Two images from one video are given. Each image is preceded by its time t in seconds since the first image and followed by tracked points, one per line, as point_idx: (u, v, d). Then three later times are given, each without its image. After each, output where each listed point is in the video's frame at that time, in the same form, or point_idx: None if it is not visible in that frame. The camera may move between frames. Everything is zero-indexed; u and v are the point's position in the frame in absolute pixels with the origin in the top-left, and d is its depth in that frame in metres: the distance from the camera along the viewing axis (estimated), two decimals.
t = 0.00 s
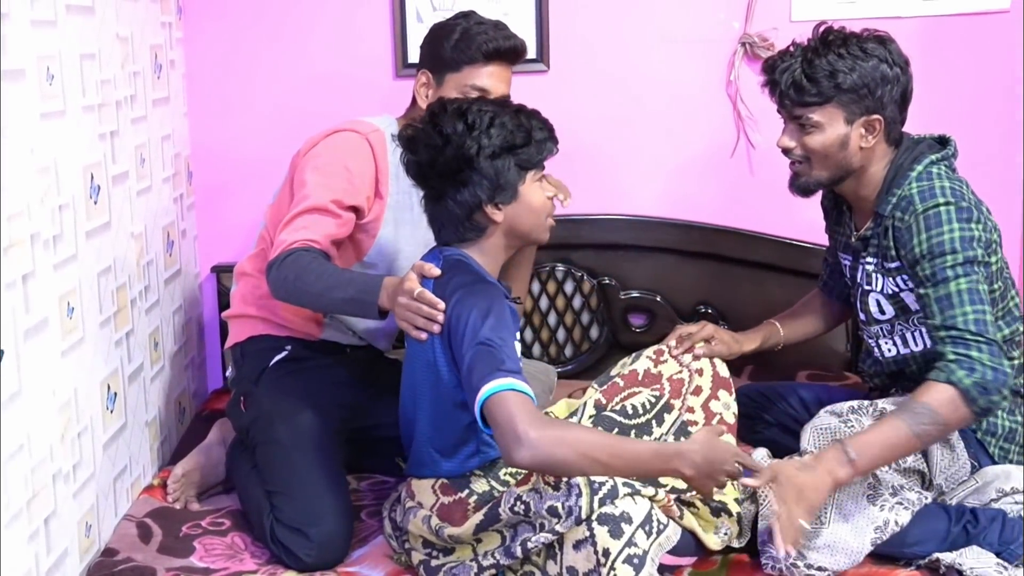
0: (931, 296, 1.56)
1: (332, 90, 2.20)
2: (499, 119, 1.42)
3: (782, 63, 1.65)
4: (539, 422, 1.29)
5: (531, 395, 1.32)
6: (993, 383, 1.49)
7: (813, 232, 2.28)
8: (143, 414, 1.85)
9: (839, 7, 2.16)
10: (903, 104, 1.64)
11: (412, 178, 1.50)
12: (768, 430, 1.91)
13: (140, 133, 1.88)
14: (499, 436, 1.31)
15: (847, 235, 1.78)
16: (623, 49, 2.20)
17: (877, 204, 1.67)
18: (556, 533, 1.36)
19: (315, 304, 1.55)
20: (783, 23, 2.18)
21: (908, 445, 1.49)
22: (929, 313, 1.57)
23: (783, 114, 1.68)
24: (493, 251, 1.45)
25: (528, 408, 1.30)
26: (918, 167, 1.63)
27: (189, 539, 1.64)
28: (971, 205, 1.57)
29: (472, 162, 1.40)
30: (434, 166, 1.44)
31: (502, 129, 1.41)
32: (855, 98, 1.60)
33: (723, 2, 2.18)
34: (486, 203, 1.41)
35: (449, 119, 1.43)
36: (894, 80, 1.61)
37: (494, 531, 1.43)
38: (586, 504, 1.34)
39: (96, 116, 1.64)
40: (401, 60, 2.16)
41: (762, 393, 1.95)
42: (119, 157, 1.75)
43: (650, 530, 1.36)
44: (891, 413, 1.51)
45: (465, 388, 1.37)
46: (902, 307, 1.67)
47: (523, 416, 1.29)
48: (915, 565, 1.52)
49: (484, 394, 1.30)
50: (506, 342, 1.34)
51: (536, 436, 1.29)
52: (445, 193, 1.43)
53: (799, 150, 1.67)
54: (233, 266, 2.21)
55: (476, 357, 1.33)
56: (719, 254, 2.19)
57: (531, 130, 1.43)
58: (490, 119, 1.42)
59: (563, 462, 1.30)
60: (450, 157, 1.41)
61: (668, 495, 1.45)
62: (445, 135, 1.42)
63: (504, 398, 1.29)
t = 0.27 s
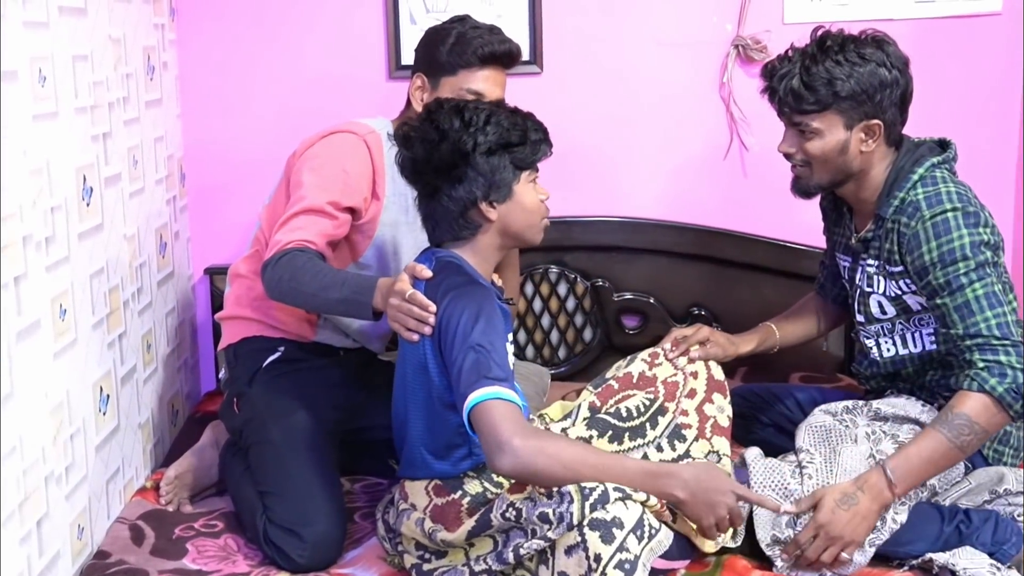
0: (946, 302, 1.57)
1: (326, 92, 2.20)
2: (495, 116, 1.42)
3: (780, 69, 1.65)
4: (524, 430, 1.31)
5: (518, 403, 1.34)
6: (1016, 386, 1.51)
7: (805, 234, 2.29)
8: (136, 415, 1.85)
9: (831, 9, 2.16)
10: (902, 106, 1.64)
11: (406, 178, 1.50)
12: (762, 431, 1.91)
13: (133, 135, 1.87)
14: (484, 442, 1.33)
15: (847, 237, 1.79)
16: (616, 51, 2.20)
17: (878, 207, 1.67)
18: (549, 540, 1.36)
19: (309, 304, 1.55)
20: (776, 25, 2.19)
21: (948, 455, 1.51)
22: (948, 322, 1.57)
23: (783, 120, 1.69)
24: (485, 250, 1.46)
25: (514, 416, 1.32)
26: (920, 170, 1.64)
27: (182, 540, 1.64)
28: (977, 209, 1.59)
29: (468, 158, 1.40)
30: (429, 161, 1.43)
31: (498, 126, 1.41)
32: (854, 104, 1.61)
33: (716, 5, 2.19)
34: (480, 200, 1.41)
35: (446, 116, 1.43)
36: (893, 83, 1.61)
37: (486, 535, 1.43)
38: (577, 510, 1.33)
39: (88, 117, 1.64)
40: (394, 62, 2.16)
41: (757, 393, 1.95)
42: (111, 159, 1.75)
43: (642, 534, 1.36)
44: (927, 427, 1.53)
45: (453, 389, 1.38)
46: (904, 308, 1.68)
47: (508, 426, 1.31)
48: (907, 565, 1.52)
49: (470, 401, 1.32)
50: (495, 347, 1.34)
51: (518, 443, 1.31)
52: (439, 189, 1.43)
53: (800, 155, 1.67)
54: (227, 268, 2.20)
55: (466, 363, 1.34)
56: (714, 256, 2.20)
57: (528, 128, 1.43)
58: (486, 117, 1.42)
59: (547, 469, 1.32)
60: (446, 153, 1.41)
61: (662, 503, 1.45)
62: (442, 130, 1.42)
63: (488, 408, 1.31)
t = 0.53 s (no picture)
0: (949, 301, 1.57)
1: (323, 91, 2.19)
2: (492, 111, 1.42)
3: (777, 65, 1.65)
4: (525, 428, 1.33)
5: (518, 400, 1.35)
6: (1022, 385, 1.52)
7: (803, 230, 2.29)
8: (134, 414, 1.85)
9: (828, 5, 2.16)
10: (902, 98, 1.64)
11: (404, 175, 1.49)
12: (760, 427, 1.91)
13: (130, 134, 1.87)
14: (484, 441, 1.34)
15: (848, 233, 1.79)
16: (613, 48, 2.20)
17: (881, 202, 1.67)
18: (547, 539, 1.36)
19: (305, 302, 1.55)
20: (773, 21, 2.19)
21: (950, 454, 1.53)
22: (951, 321, 1.58)
23: (782, 116, 1.68)
24: (480, 248, 1.45)
25: (515, 415, 1.33)
26: (923, 166, 1.64)
27: (180, 540, 1.63)
28: (981, 208, 1.58)
29: (465, 152, 1.40)
30: (425, 155, 1.43)
31: (494, 121, 1.41)
32: (852, 95, 1.61)
33: (713, 2, 2.18)
34: (476, 194, 1.41)
35: (444, 110, 1.43)
36: (891, 73, 1.61)
37: (484, 535, 1.43)
38: (575, 509, 1.32)
39: (85, 117, 1.64)
40: (391, 60, 2.16)
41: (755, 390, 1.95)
42: (108, 158, 1.74)
43: (640, 533, 1.35)
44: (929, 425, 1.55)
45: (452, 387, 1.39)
46: (906, 305, 1.68)
47: (510, 424, 1.32)
48: (906, 561, 1.52)
49: (471, 399, 1.33)
50: (495, 345, 1.35)
51: (519, 442, 1.33)
52: (435, 182, 1.43)
53: (802, 149, 1.67)
54: (224, 267, 2.20)
55: (466, 361, 1.34)
56: (712, 253, 2.20)
57: (524, 124, 1.43)
58: (483, 112, 1.43)
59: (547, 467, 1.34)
60: (441, 148, 1.41)
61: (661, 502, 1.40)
62: (439, 124, 1.42)
63: (489, 406, 1.32)
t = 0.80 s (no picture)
0: (949, 303, 1.57)
1: (321, 90, 2.19)
2: (489, 111, 1.43)
3: (774, 64, 1.66)
4: (525, 428, 1.34)
5: (518, 400, 1.35)
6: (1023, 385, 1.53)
7: (800, 230, 2.29)
8: (132, 414, 1.85)
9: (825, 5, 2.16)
10: (899, 95, 1.64)
11: (399, 174, 1.49)
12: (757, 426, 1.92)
13: (127, 133, 1.87)
14: (484, 441, 1.34)
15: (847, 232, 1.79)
16: (611, 47, 2.20)
17: (878, 201, 1.67)
18: (544, 538, 1.36)
19: (301, 302, 1.55)
20: (771, 21, 2.19)
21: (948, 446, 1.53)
22: (951, 322, 1.58)
23: (780, 114, 1.69)
24: (475, 248, 1.45)
25: (515, 415, 1.33)
26: (922, 167, 1.64)
27: (178, 539, 1.64)
28: (982, 209, 1.59)
29: (460, 151, 1.41)
30: (422, 154, 1.43)
31: (490, 121, 1.41)
32: (849, 92, 1.61)
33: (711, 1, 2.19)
34: (470, 194, 1.41)
35: (440, 110, 1.43)
36: (888, 70, 1.61)
37: (481, 535, 1.43)
38: (571, 508, 1.32)
39: (82, 116, 1.64)
40: (389, 60, 2.16)
41: (751, 389, 1.95)
42: (106, 157, 1.74)
43: (636, 533, 1.34)
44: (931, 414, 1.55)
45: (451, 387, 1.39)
46: (903, 305, 1.68)
47: (511, 423, 1.33)
48: (904, 559, 1.52)
49: (473, 399, 1.33)
50: (493, 345, 1.35)
51: (521, 442, 1.33)
52: (429, 181, 1.43)
53: (800, 147, 1.67)
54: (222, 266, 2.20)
55: (466, 361, 1.34)
56: (710, 253, 2.20)
57: (520, 124, 1.43)
58: (479, 111, 1.43)
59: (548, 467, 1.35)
60: (438, 148, 1.41)
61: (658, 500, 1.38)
62: (436, 124, 1.42)
63: (491, 406, 1.32)
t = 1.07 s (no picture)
0: (959, 301, 1.56)
1: (320, 90, 2.19)
2: (482, 111, 1.43)
3: (772, 64, 1.66)
4: (519, 430, 1.34)
5: (511, 402, 1.35)
6: None
7: (799, 231, 2.29)
8: (131, 414, 1.85)
9: (824, 6, 2.16)
10: (896, 98, 1.64)
11: (391, 175, 1.49)
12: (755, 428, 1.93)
13: (127, 133, 1.87)
14: (479, 444, 1.34)
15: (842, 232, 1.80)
16: (610, 48, 2.21)
17: (876, 202, 1.68)
18: (540, 541, 1.36)
19: (299, 303, 1.54)
20: (770, 22, 2.19)
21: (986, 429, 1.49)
22: (962, 322, 1.57)
23: (777, 115, 1.69)
24: (468, 248, 1.45)
25: (509, 417, 1.33)
26: (919, 167, 1.64)
27: (176, 540, 1.63)
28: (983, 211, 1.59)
29: (454, 151, 1.41)
30: (414, 153, 1.43)
31: (484, 121, 1.42)
32: (846, 94, 1.61)
33: (710, 2, 2.19)
34: (464, 193, 1.41)
35: (433, 108, 1.43)
36: (885, 73, 1.61)
37: (479, 536, 1.44)
38: (568, 511, 1.32)
39: (81, 116, 1.64)
40: (388, 60, 2.16)
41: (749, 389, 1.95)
42: (105, 157, 1.74)
43: (633, 536, 1.34)
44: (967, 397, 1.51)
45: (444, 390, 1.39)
46: (900, 307, 1.69)
47: (505, 426, 1.33)
48: (901, 562, 1.53)
49: (466, 402, 1.33)
50: (486, 347, 1.35)
51: (515, 445, 1.33)
52: (422, 181, 1.43)
53: (795, 149, 1.68)
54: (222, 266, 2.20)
55: (459, 364, 1.34)
56: (708, 253, 2.20)
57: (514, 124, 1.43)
58: (473, 111, 1.43)
59: (542, 469, 1.35)
60: (431, 148, 1.41)
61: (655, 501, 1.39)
62: (428, 123, 1.43)
63: (484, 408, 1.32)
